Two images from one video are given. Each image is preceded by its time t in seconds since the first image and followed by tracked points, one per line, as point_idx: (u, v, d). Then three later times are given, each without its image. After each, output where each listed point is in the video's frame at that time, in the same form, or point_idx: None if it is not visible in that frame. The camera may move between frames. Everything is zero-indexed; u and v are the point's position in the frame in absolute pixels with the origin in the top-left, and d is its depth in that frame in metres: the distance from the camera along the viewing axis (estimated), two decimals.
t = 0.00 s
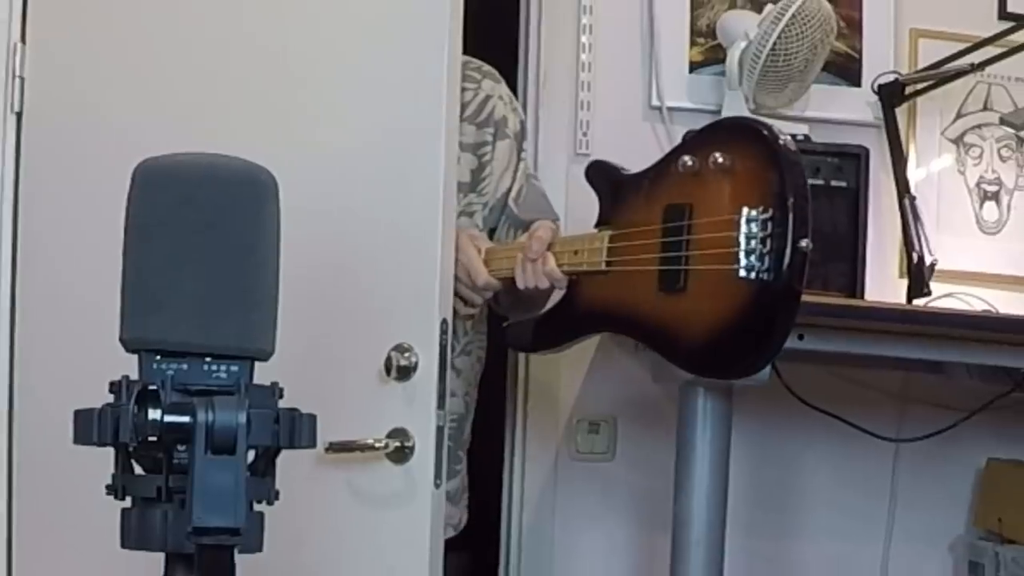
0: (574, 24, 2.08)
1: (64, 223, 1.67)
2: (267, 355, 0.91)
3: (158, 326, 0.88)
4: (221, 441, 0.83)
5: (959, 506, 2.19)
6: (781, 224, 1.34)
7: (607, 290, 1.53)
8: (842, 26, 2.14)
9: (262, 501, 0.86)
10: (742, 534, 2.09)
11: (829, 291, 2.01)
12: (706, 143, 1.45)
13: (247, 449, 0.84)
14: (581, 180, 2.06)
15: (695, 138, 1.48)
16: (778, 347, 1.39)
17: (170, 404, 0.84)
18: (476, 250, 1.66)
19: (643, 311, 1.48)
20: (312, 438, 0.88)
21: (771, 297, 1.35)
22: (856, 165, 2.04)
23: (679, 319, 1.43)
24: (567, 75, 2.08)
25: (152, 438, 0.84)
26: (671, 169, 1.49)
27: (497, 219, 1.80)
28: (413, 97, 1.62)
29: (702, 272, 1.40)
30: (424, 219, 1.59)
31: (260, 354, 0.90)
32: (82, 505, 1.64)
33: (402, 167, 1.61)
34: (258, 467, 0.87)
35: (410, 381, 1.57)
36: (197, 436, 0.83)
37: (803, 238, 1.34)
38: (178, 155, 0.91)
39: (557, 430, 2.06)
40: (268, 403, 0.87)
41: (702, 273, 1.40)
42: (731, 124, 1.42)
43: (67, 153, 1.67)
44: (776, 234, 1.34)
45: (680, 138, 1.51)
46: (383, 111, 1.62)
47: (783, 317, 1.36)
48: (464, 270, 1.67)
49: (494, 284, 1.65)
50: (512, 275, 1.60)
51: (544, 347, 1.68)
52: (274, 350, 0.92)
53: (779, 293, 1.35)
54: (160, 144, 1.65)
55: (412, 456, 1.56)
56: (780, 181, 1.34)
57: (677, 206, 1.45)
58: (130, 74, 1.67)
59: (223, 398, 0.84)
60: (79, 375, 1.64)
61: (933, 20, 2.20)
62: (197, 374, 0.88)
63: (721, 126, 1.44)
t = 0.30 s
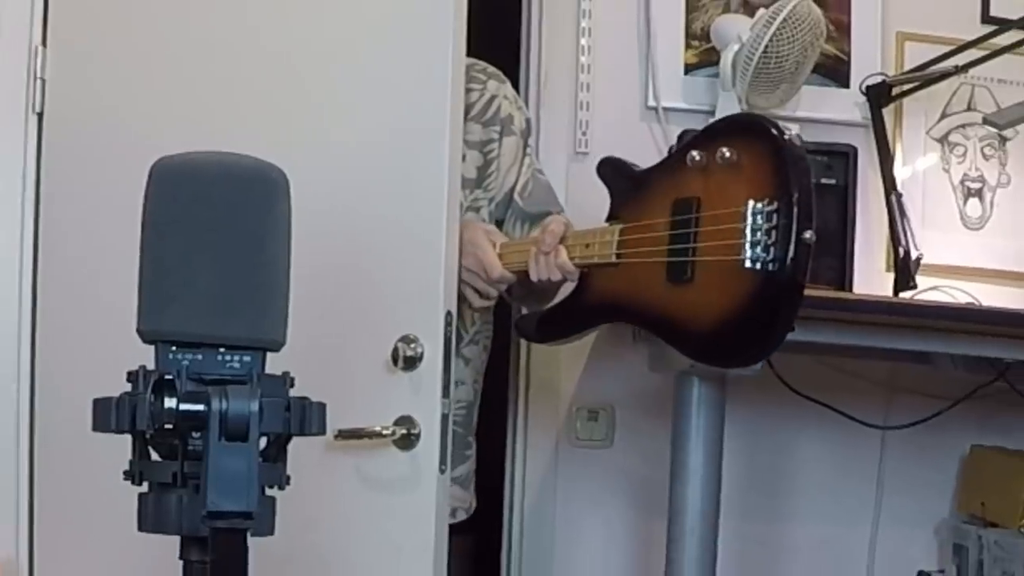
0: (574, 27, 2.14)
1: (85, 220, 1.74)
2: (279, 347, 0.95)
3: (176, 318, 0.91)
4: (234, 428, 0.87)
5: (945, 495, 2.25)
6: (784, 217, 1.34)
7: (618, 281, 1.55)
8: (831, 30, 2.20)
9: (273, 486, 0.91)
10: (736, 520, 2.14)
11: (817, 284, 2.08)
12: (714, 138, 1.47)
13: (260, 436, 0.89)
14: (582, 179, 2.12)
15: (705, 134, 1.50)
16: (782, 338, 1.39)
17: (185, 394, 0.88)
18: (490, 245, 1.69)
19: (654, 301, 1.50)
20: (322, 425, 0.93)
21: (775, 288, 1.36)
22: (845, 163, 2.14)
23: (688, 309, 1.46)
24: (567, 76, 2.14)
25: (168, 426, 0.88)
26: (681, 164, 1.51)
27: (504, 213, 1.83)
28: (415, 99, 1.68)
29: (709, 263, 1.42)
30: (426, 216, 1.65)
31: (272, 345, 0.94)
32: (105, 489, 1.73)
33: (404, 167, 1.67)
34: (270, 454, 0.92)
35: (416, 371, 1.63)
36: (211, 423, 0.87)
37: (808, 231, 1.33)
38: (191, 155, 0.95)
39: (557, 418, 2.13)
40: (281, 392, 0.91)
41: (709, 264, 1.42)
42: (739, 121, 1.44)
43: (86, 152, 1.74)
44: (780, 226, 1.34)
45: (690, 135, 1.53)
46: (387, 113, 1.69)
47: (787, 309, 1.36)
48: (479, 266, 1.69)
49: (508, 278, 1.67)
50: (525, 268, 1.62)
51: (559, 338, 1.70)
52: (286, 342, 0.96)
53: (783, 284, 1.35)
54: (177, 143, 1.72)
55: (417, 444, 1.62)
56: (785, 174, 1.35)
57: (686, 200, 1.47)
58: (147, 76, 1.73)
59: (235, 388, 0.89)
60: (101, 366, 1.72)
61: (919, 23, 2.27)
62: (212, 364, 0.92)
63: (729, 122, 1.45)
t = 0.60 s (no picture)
0: (573, 30, 2.21)
1: (105, 218, 1.81)
2: (291, 338, 0.98)
3: (192, 311, 0.94)
4: (247, 415, 0.89)
5: (932, 483, 2.32)
6: (783, 209, 1.36)
7: (626, 272, 1.58)
8: (820, 33, 2.27)
9: (285, 471, 0.93)
10: (729, 504, 2.21)
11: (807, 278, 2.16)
12: (716, 132, 1.48)
13: (272, 424, 0.91)
14: (581, 177, 2.19)
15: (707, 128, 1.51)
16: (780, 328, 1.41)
17: (201, 382, 0.91)
18: (501, 238, 1.73)
19: (659, 291, 1.53)
20: (333, 415, 0.95)
21: (774, 278, 1.38)
22: (834, 161, 2.23)
23: (691, 298, 1.48)
24: (568, 78, 2.21)
25: (185, 414, 0.90)
26: (684, 158, 1.53)
27: (510, 207, 1.89)
28: (418, 101, 1.74)
29: (711, 254, 1.44)
30: (429, 214, 1.72)
31: (284, 337, 0.97)
32: (123, 475, 1.80)
33: (408, 166, 1.74)
34: (281, 440, 0.94)
35: (422, 360, 1.69)
36: (226, 411, 0.89)
37: (805, 222, 1.35)
38: (206, 153, 0.97)
39: (557, 406, 2.20)
40: (292, 380, 0.94)
41: (711, 255, 1.44)
42: (739, 114, 1.45)
43: (107, 153, 1.81)
44: (779, 218, 1.36)
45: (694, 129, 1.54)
46: (392, 116, 1.75)
47: (784, 300, 1.37)
48: (491, 259, 1.73)
49: (518, 271, 1.72)
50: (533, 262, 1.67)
51: (567, 327, 1.75)
52: (297, 334, 0.98)
53: (781, 276, 1.37)
54: (193, 144, 1.79)
55: (423, 431, 1.68)
56: (783, 168, 1.36)
57: (689, 193, 1.49)
58: (165, 79, 1.80)
59: (249, 377, 0.91)
60: (121, 358, 1.80)
61: (906, 26, 2.34)
62: (226, 354, 0.94)
63: (729, 116, 1.47)
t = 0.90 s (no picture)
0: (573, 34, 2.28)
1: (125, 214, 1.89)
2: (302, 328, 1.03)
3: (208, 302, 1.00)
4: (260, 402, 0.95)
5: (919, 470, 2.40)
6: (784, 202, 1.38)
7: (632, 264, 1.61)
8: (810, 37, 2.35)
9: (296, 456, 0.98)
10: (722, 490, 2.28)
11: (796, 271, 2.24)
12: (720, 128, 1.51)
13: (284, 410, 0.97)
14: (580, 175, 2.27)
15: (712, 125, 1.54)
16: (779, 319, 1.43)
17: (216, 370, 0.96)
18: (510, 232, 1.75)
19: (664, 282, 1.56)
20: (342, 403, 1.00)
21: (775, 270, 1.40)
22: (823, 159, 2.31)
23: (694, 289, 1.51)
24: (568, 79, 2.28)
25: (200, 401, 0.96)
26: (689, 154, 1.56)
27: (513, 199, 1.94)
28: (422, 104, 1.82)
29: (713, 246, 1.47)
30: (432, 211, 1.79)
31: (295, 327, 1.02)
32: (140, 459, 1.88)
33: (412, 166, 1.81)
34: (294, 427, 1.00)
35: (429, 349, 1.74)
36: (240, 398, 0.95)
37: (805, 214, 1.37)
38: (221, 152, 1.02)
39: (558, 394, 2.28)
40: (303, 370, 0.99)
41: (713, 247, 1.47)
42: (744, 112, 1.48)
43: (125, 153, 1.90)
44: (780, 211, 1.38)
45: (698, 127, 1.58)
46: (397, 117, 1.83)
47: (784, 293, 1.39)
48: (501, 252, 1.76)
49: (528, 265, 1.74)
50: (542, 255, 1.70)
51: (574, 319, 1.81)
52: (308, 324, 1.04)
53: (782, 268, 1.39)
54: (207, 142, 1.86)
55: (430, 416, 1.73)
56: (784, 162, 1.39)
57: (692, 187, 1.52)
58: (180, 82, 1.88)
59: (262, 366, 0.97)
60: (139, 348, 1.87)
61: (891, 29, 2.42)
62: (240, 343, 0.99)
63: (733, 113, 1.50)
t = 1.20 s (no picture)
0: (572, 37, 2.37)
1: (143, 211, 1.98)
2: (313, 320, 1.09)
3: (224, 294, 1.06)
4: (274, 389, 1.01)
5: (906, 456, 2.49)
6: (783, 196, 1.44)
7: (636, 257, 1.67)
8: (798, 40, 2.44)
9: (307, 441, 1.05)
10: (715, 475, 2.37)
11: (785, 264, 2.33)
12: (720, 126, 1.57)
13: (297, 397, 1.03)
14: (580, 173, 2.35)
15: (712, 122, 1.60)
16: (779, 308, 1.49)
17: (231, 360, 1.03)
18: (521, 228, 1.81)
19: (668, 274, 1.61)
20: (352, 389, 1.07)
21: (775, 261, 1.46)
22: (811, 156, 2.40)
23: (697, 280, 1.56)
24: (568, 81, 2.36)
25: (217, 388, 1.02)
26: (690, 151, 1.62)
27: (518, 191, 2.00)
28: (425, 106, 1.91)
29: (715, 239, 1.53)
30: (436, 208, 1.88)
31: (306, 318, 1.08)
32: (161, 444, 1.97)
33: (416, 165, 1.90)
34: (305, 413, 1.06)
35: (435, 339, 1.82)
36: (254, 385, 1.01)
37: (804, 208, 1.43)
38: (235, 152, 1.09)
39: (558, 381, 2.37)
40: (314, 359, 1.06)
41: (715, 240, 1.53)
42: (742, 110, 1.54)
43: (144, 151, 1.98)
44: (779, 204, 1.44)
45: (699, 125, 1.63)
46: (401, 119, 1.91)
47: (783, 283, 1.45)
48: (511, 248, 1.82)
49: (538, 259, 1.80)
50: (552, 250, 1.75)
51: (581, 311, 1.86)
52: (319, 316, 1.10)
53: (781, 259, 1.45)
54: (222, 142, 1.94)
55: (436, 403, 1.81)
56: (782, 157, 1.44)
57: (694, 182, 1.58)
58: (195, 85, 1.96)
59: (275, 355, 1.03)
60: (158, 338, 1.96)
61: (876, 33, 2.51)
62: (254, 333, 1.06)
63: (733, 111, 1.56)
